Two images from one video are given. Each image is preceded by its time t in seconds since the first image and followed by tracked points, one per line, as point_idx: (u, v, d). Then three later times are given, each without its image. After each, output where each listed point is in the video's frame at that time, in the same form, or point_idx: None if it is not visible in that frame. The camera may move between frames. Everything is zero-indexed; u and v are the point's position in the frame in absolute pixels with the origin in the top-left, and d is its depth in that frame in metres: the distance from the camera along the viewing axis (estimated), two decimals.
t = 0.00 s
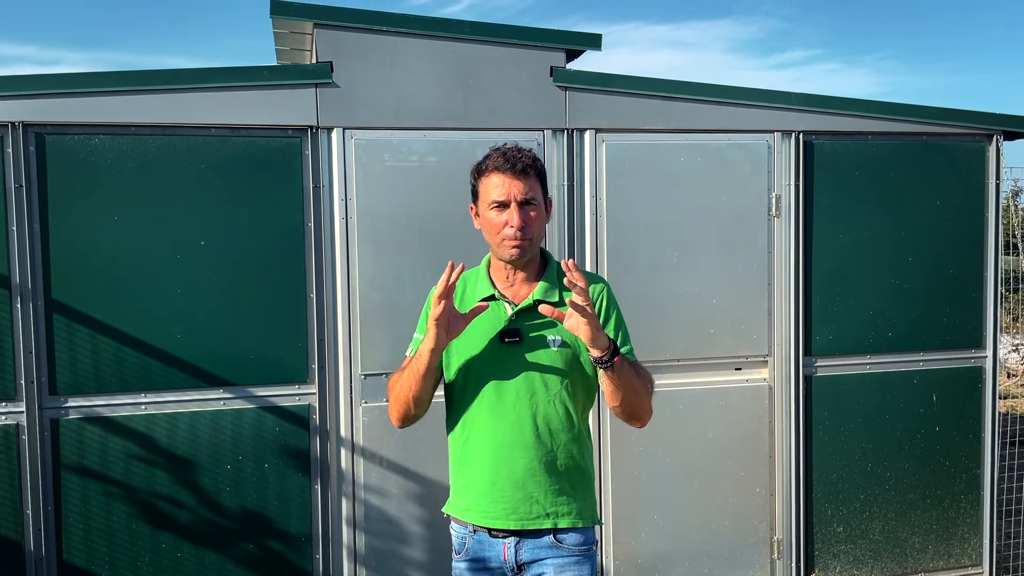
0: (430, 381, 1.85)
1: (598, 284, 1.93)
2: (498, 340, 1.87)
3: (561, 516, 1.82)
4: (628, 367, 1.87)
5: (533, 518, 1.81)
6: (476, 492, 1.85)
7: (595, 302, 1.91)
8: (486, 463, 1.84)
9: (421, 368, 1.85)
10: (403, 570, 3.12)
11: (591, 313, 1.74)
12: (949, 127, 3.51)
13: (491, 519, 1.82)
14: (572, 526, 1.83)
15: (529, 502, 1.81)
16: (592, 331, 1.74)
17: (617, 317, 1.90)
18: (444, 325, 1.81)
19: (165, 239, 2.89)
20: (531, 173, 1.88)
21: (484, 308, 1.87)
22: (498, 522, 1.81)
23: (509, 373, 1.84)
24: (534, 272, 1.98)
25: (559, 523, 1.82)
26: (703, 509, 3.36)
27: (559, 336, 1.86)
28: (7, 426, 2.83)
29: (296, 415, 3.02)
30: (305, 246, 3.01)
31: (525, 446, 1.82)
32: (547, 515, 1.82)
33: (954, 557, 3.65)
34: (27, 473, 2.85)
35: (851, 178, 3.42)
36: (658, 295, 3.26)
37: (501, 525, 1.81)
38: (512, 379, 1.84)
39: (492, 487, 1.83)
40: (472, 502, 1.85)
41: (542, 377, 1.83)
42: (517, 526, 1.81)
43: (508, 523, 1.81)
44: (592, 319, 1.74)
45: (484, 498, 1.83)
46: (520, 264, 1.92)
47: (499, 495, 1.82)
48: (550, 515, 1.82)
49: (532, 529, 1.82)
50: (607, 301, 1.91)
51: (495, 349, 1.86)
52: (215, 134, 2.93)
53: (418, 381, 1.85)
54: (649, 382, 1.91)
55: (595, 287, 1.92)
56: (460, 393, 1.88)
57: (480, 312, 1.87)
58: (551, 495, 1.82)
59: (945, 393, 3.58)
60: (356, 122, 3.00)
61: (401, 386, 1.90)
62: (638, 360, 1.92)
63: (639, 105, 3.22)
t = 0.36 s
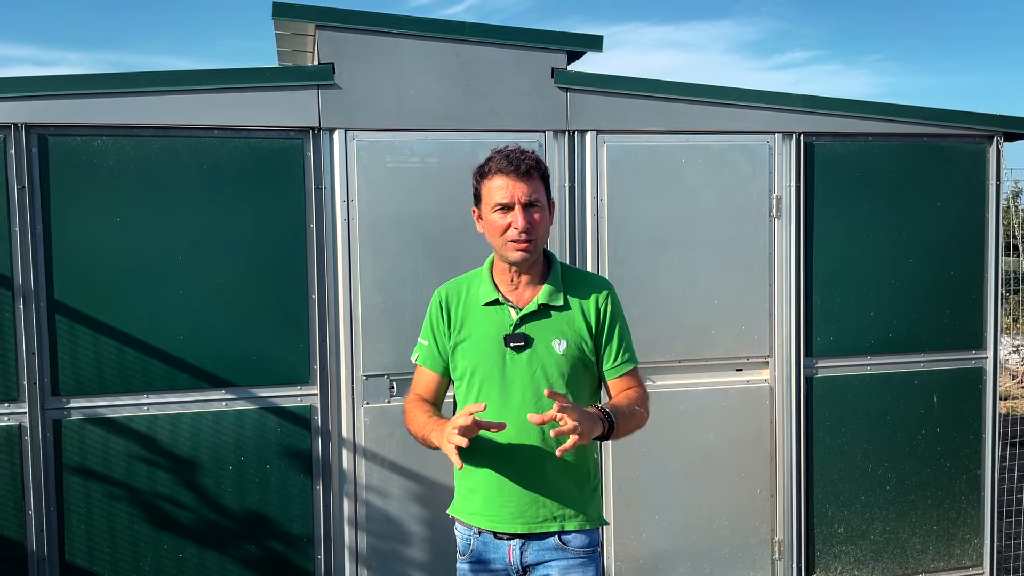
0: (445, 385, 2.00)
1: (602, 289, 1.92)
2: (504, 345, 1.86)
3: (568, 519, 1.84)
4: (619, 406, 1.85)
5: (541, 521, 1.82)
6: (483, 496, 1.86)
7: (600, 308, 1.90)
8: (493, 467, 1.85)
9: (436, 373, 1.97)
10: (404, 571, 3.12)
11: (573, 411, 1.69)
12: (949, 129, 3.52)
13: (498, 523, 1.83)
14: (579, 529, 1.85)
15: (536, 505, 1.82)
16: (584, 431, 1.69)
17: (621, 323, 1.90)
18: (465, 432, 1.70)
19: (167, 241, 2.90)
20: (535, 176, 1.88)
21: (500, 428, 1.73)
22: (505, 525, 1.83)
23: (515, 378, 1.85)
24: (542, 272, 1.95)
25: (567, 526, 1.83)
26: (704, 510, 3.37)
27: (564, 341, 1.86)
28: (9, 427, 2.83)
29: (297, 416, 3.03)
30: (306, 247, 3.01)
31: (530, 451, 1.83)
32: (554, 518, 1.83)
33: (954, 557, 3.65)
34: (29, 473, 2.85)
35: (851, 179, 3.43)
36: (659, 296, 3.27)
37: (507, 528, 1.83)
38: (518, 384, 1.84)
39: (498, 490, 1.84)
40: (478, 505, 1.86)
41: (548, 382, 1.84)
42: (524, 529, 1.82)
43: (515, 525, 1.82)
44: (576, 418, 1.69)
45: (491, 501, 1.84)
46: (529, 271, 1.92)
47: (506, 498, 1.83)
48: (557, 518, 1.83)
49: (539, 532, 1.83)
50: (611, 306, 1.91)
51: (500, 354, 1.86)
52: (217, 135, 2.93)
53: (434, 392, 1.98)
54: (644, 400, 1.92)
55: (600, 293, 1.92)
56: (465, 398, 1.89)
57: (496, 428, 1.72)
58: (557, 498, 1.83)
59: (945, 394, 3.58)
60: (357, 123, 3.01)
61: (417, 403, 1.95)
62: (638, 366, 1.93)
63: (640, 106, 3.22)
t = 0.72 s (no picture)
0: (445, 385, 2.00)
1: (603, 290, 1.93)
2: (504, 345, 1.86)
3: (569, 519, 1.84)
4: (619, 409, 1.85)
5: (541, 521, 1.83)
6: (484, 496, 1.86)
7: (601, 308, 1.91)
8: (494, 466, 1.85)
9: (437, 374, 1.97)
10: (404, 571, 3.12)
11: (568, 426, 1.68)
12: (948, 129, 3.52)
13: (499, 523, 1.83)
14: (580, 529, 1.85)
15: (537, 505, 1.83)
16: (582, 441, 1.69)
17: (622, 324, 1.91)
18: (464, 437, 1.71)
19: (168, 240, 2.90)
20: (533, 175, 1.88)
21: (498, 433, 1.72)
22: (506, 525, 1.83)
23: (515, 378, 1.85)
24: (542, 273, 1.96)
25: (568, 526, 1.84)
26: (704, 510, 3.37)
27: (564, 341, 1.86)
28: (10, 427, 2.84)
29: (298, 416, 3.03)
30: (307, 247, 3.02)
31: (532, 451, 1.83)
32: (555, 518, 1.83)
33: (954, 557, 3.66)
34: (30, 473, 2.85)
35: (851, 179, 3.43)
36: (659, 297, 3.27)
37: (508, 528, 1.83)
38: (519, 384, 1.84)
39: (500, 490, 1.84)
40: (479, 505, 1.86)
41: (548, 382, 1.84)
42: (525, 529, 1.82)
43: (516, 525, 1.83)
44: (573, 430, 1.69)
45: (492, 500, 1.85)
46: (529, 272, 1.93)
47: (507, 499, 1.83)
48: (558, 518, 1.83)
49: (540, 532, 1.83)
50: (612, 306, 1.91)
51: (501, 354, 1.86)
52: (218, 135, 2.94)
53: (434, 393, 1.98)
54: (644, 402, 1.92)
55: (601, 293, 1.92)
56: (466, 399, 1.89)
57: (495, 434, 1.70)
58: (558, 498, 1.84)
59: (945, 394, 3.59)
60: (358, 124, 3.01)
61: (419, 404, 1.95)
62: (638, 367, 1.93)
63: (640, 106, 3.23)
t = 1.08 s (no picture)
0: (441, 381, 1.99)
1: (601, 286, 1.95)
2: (503, 340, 1.87)
3: (567, 515, 1.84)
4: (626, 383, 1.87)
5: (539, 517, 1.83)
6: (482, 492, 1.87)
7: (600, 303, 1.93)
8: (492, 462, 1.86)
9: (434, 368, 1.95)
10: (404, 570, 3.13)
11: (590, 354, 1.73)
12: (946, 129, 3.53)
13: (497, 519, 1.84)
14: (577, 526, 1.85)
15: (535, 501, 1.83)
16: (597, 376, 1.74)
17: (620, 319, 1.93)
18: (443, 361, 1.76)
19: (167, 241, 2.91)
20: (535, 172, 1.90)
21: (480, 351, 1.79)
22: (503, 522, 1.83)
23: (515, 373, 1.86)
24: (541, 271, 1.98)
25: (565, 522, 1.84)
26: (703, 509, 3.38)
27: (563, 336, 1.89)
28: (10, 426, 2.84)
29: (297, 415, 3.04)
30: (307, 247, 3.02)
31: (530, 447, 1.84)
32: (553, 515, 1.84)
33: (953, 557, 3.66)
34: (29, 472, 2.86)
35: (849, 179, 3.44)
36: (658, 296, 3.28)
37: (506, 525, 1.83)
38: (518, 380, 1.85)
39: (497, 486, 1.84)
40: (477, 502, 1.87)
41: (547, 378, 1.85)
42: (523, 526, 1.83)
43: (514, 522, 1.83)
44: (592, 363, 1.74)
45: (489, 497, 1.85)
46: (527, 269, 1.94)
47: (505, 495, 1.83)
48: (555, 514, 1.84)
49: (538, 529, 1.84)
50: (611, 302, 1.93)
51: (500, 349, 1.87)
52: (217, 135, 2.95)
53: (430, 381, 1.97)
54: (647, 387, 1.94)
55: (600, 288, 1.95)
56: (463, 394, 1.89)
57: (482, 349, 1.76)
58: (556, 494, 1.84)
59: (943, 393, 3.59)
60: (357, 124, 3.02)
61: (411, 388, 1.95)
62: (638, 361, 1.95)
63: (639, 106, 3.24)
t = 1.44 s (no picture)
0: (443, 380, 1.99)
1: (605, 287, 1.96)
2: (506, 339, 1.87)
3: (569, 514, 1.85)
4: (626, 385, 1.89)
5: (542, 516, 1.83)
6: (484, 490, 1.87)
7: (603, 304, 1.94)
8: (494, 460, 1.86)
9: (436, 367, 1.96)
10: (404, 568, 3.13)
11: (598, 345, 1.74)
12: (945, 129, 3.54)
13: (499, 518, 1.84)
14: (579, 524, 1.85)
15: (538, 500, 1.84)
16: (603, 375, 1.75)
17: (624, 321, 1.94)
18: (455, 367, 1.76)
19: (168, 239, 2.92)
20: (539, 171, 1.90)
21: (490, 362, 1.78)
22: (505, 520, 1.84)
23: (516, 372, 1.86)
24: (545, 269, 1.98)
25: (567, 521, 1.84)
26: (703, 508, 3.38)
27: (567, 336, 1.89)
28: (11, 424, 2.85)
29: (298, 414, 3.04)
30: (307, 246, 3.03)
31: (531, 446, 1.84)
32: (555, 514, 1.84)
33: (952, 555, 3.67)
34: (30, 471, 2.86)
35: (848, 178, 3.45)
36: (658, 295, 3.29)
37: (508, 524, 1.84)
38: (520, 379, 1.86)
39: (499, 485, 1.85)
40: (479, 500, 1.87)
41: (550, 377, 1.86)
42: (525, 524, 1.83)
43: (516, 521, 1.83)
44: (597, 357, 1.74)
45: (492, 496, 1.85)
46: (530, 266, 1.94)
47: (507, 494, 1.84)
48: (557, 513, 1.84)
49: (540, 527, 1.84)
50: (614, 303, 1.94)
51: (503, 348, 1.87)
52: (218, 134, 2.95)
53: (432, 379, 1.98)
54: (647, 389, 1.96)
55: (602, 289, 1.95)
56: (466, 391, 1.89)
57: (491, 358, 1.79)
58: (558, 493, 1.85)
59: (942, 392, 3.60)
60: (358, 123, 3.03)
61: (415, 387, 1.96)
62: (639, 363, 1.96)
63: (639, 106, 3.24)
